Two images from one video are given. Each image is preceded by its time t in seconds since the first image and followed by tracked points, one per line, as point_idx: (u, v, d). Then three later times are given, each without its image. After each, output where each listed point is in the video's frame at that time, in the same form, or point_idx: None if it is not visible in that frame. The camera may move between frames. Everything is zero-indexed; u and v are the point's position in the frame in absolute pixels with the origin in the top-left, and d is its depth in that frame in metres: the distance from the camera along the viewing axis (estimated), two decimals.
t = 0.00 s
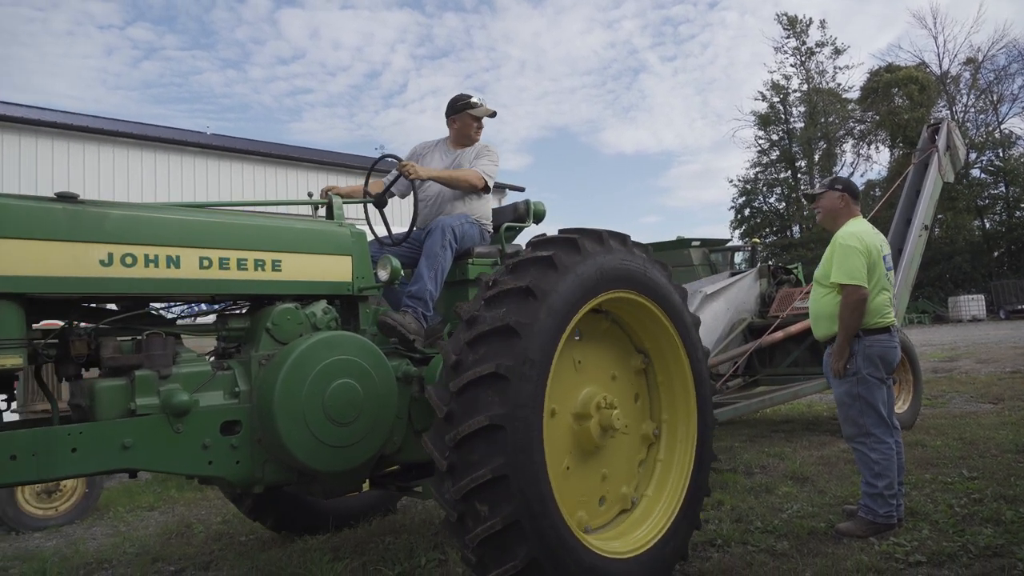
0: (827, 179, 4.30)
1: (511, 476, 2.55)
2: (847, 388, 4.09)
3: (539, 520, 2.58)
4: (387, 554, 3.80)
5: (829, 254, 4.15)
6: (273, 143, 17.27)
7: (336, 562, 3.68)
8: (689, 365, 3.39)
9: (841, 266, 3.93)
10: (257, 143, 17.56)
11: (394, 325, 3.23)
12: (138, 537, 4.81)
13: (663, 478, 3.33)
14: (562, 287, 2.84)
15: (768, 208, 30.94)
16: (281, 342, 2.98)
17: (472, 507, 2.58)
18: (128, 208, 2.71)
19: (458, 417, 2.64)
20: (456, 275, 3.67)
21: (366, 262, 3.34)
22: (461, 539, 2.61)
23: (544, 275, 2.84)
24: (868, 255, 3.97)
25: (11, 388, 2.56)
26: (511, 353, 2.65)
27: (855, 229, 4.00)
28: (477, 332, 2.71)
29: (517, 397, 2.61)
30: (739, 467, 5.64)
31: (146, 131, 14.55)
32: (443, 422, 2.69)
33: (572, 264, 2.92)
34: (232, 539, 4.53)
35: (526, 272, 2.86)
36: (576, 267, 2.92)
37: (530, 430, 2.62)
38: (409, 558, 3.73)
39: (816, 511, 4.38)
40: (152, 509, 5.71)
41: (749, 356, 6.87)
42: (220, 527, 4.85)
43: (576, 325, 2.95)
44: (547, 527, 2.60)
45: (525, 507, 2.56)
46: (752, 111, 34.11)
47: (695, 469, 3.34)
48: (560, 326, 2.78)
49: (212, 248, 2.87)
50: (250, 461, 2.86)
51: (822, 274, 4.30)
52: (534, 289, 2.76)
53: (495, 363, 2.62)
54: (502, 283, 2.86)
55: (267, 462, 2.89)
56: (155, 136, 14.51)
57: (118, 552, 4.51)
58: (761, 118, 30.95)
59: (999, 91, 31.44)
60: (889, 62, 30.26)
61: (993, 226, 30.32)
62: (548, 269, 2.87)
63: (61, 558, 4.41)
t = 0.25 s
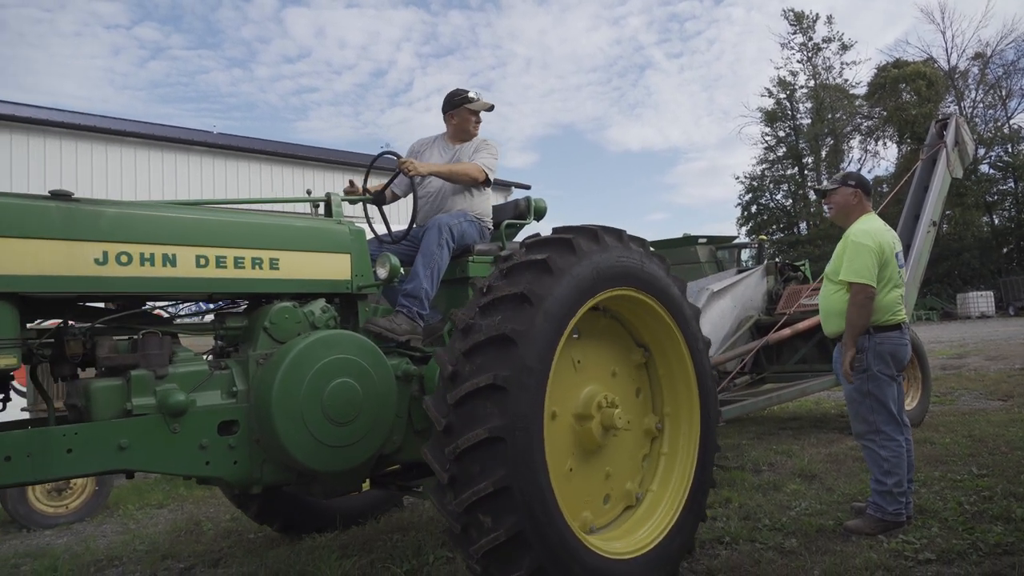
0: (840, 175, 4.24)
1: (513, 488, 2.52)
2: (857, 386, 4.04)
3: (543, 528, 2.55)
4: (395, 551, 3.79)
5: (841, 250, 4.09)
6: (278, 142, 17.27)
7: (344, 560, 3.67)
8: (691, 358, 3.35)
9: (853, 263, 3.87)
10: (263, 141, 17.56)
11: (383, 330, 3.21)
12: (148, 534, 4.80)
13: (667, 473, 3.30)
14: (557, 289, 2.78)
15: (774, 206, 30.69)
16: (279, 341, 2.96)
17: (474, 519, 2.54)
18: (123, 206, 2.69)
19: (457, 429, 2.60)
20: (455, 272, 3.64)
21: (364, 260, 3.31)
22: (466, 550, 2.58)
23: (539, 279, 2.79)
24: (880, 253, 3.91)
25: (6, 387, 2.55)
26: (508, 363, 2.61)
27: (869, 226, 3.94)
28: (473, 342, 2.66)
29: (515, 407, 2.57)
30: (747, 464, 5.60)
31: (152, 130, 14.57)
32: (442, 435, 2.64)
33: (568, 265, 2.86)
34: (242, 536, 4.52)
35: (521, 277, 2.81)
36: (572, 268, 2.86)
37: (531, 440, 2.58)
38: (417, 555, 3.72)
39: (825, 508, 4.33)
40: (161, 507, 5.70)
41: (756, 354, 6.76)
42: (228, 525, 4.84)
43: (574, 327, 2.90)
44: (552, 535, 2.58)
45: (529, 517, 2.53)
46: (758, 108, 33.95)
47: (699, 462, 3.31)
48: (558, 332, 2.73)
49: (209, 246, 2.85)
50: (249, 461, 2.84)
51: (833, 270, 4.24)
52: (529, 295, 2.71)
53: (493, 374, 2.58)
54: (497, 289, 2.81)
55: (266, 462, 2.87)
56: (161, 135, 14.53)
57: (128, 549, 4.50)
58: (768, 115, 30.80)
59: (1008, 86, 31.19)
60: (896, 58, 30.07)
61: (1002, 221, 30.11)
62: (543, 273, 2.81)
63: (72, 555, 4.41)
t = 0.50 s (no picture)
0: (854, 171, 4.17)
1: (518, 497, 2.51)
2: (868, 384, 4.00)
3: (550, 537, 2.54)
4: (405, 549, 3.77)
5: (854, 247, 4.04)
6: (286, 142, 17.29)
7: (354, 559, 3.67)
8: (695, 354, 3.32)
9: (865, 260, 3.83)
10: (270, 142, 17.59)
11: (385, 331, 3.19)
12: (159, 532, 4.81)
13: (674, 470, 3.27)
14: (557, 292, 2.74)
15: (783, 204, 30.41)
16: (281, 341, 2.95)
17: (480, 529, 2.53)
18: (124, 206, 2.68)
19: (460, 440, 2.58)
20: (458, 271, 3.63)
21: (367, 259, 3.30)
22: (473, 559, 2.58)
23: (539, 283, 2.74)
24: (894, 251, 3.86)
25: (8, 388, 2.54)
26: (509, 371, 2.58)
27: (884, 225, 3.89)
28: (473, 351, 2.62)
29: (517, 417, 2.55)
30: (757, 463, 5.55)
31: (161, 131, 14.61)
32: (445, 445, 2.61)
33: (567, 268, 2.81)
34: (252, 535, 4.51)
35: (520, 282, 2.76)
36: (572, 270, 2.82)
37: (534, 448, 2.56)
38: (427, 554, 3.71)
39: (835, 507, 4.29)
40: (172, 506, 5.71)
41: (764, 352, 6.72)
42: (239, 523, 4.83)
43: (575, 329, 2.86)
44: (558, 542, 2.56)
45: (535, 526, 2.52)
46: (767, 105, 33.81)
47: (705, 458, 3.28)
48: (558, 337, 2.70)
49: (211, 246, 2.84)
50: (251, 462, 2.83)
51: (844, 267, 4.19)
52: (529, 301, 2.67)
53: (495, 383, 2.55)
54: (496, 295, 2.76)
55: (268, 463, 2.86)
56: (170, 136, 14.57)
57: (139, 547, 4.51)
58: (777, 113, 30.64)
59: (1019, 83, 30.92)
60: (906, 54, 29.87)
61: (1013, 219, 29.86)
62: (542, 276, 2.77)
63: (85, 554, 4.42)
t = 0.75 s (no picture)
0: (865, 174, 4.13)
1: (518, 508, 2.48)
2: (873, 386, 3.96)
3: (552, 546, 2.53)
4: (409, 549, 3.74)
5: (862, 249, 4.00)
6: (291, 142, 17.30)
7: (356, 558, 3.65)
8: (695, 353, 3.29)
9: (874, 262, 3.78)
10: (275, 142, 17.60)
11: (384, 331, 3.16)
12: (164, 531, 4.79)
13: (675, 468, 3.26)
14: (552, 297, 2.70)
15: (789, 205, 30.43)
16: (278, 341, 2.93)
17: (479, 539, 2.51)
18: (121, 205, 2.66)
19: (459, 451, 2.55)
20: (458, 272, 3.60)
21: (366, 259, 3.28)
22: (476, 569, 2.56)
23: (534, 290, 2.70)
24: (902, 255, 3.82)
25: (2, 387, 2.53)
26: (506, 382, 2.55)
27: (895, 228, 3.85)
28: (470, 361, 2.59)
29: (516, 427, 2.52)
30: (761, 465, 5.52)
31: (167, 131, 14.62)
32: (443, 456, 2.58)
33: (563, 273, 2.77)
34: (256, 534, 4.50)
35: (515, 288, 2.72)
36: (568, 275, 2.77)
37: (533, 458, 2.54)
38: (431, 554, 3.68)
39: (840, 509, 4.25)
40: (177, 505, 5.70)
41: (769, 354, 6.70)
42: (244, 522, 4.82)
43: (572, 334, 2.83)
44: (559, 551, 2.55)
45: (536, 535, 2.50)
46: (772, 107, 33.71)
47: (707, 455, 3.27)
48: (556, 345, 2.67)
49: (208, 245, 2.82)
50: (248, 463, 2.81)
51: (850, 269, 4.16)
52: (525, 309, 2.63)
53: (492, 394, 2.52)
54: (491, 302, 2.71)
55: (265, 464, 2.84)
56: (175, 135, 14.57)
57: (144, 546, 4.49)
58: (782, 114, 30.56)
59: None
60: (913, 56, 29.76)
61: (1020, 221, 29.72)
62: (538, 282, 2.73)
63: (89, 552, 4.41)
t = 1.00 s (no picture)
0: (862, 177, 4.11)
1: (514, 520, 2.47)
2: (872, 390, 3.93)
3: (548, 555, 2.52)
4: (406, 552, 3.71)
5: (860, 253, 3.97)
6: (291, 143, 17.29)
7: (355, 560, 3.63)
8: (690, 352, 3.25)
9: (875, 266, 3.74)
10: (276, 143, 17.58)
11: (394, 326, 3.12)
12: (163, 531, 4.76)
13: (671, 467, 3.24)
14: (542, 302, 2.67)
15: (789, 208, 30.38)
16: (271, 342, 2.90)
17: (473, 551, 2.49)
18: (112, 204, 2.64)
19: (451, 464, 2.53)
20: (454, 273, 3.57)
21: (360, 260, 3.25)
22: None
23: (525, 297, 2.67)
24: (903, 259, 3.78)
25: None
26: (498, 393, 2.52)
27: (897, 232, 3.81)
28: (461, 373, 2.56)
29: (510, 439, 2.50)
30: (761, 468, 5.49)
31: (167, 131, 14.61)
32: (436, 468, 2.57)
33: (553, 279, 2.73)
34: (255, 535, 4.47)
35: (505, 296, 2.69)
36: (559, 280, 2.74)
37: (528, 469, 2.52)
38: (429, 556, 3.65)
39: (840, 513, 4.22)
40: (176, 505, 5.67)
41: (769, 357, 6.67)
42: (243, 523, 4.79)
43: (565, 339, 2.80)
44: (555, 560, 2.54)
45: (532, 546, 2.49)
46: (773, 110, 33.70)
47: (704, 454, 3.24)
48: (548, 353, 2.63)
49: (200, 245, 2.79)
50: (239, 466, 2.78)
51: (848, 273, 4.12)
52: (516, 318, 2.60)
53: (484, 406, 2.49)
54: (481, 311, 2.68)
55: (256, 467, 2.81)
56: (176, 135, 14.56)
57: (143, 546, 4.46)
58: (783, 117, 30.54)
59: None
60: (914, 59, 29.76)
61: (1021, 225, 29.69)
62: (528, 289, 2.69)
63: (88, 552, 4.38)
